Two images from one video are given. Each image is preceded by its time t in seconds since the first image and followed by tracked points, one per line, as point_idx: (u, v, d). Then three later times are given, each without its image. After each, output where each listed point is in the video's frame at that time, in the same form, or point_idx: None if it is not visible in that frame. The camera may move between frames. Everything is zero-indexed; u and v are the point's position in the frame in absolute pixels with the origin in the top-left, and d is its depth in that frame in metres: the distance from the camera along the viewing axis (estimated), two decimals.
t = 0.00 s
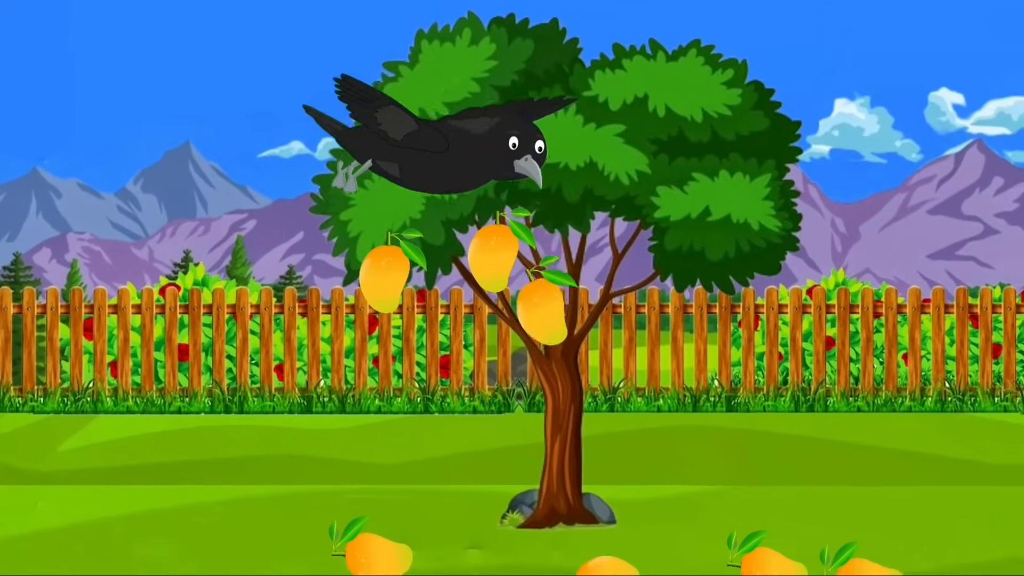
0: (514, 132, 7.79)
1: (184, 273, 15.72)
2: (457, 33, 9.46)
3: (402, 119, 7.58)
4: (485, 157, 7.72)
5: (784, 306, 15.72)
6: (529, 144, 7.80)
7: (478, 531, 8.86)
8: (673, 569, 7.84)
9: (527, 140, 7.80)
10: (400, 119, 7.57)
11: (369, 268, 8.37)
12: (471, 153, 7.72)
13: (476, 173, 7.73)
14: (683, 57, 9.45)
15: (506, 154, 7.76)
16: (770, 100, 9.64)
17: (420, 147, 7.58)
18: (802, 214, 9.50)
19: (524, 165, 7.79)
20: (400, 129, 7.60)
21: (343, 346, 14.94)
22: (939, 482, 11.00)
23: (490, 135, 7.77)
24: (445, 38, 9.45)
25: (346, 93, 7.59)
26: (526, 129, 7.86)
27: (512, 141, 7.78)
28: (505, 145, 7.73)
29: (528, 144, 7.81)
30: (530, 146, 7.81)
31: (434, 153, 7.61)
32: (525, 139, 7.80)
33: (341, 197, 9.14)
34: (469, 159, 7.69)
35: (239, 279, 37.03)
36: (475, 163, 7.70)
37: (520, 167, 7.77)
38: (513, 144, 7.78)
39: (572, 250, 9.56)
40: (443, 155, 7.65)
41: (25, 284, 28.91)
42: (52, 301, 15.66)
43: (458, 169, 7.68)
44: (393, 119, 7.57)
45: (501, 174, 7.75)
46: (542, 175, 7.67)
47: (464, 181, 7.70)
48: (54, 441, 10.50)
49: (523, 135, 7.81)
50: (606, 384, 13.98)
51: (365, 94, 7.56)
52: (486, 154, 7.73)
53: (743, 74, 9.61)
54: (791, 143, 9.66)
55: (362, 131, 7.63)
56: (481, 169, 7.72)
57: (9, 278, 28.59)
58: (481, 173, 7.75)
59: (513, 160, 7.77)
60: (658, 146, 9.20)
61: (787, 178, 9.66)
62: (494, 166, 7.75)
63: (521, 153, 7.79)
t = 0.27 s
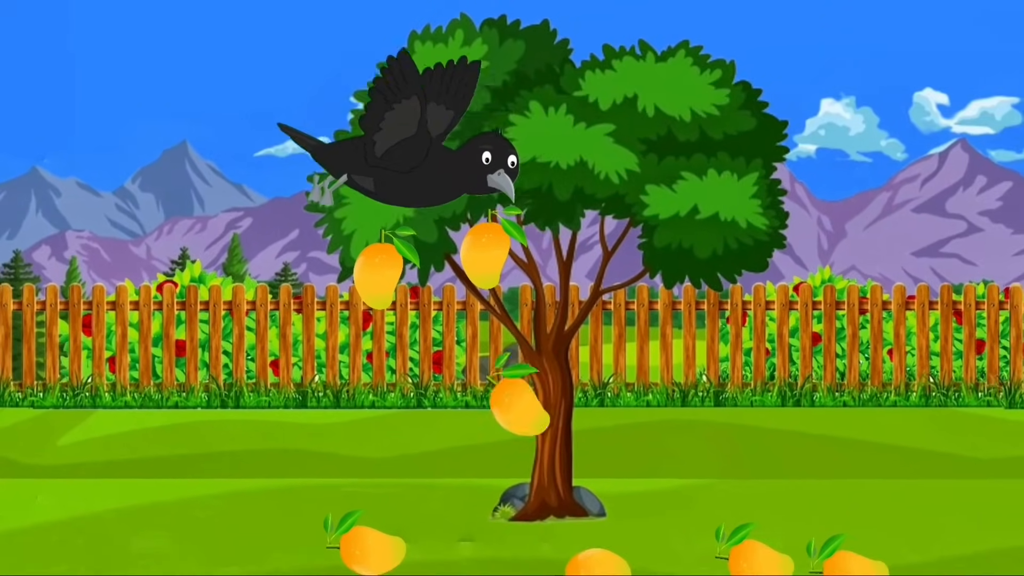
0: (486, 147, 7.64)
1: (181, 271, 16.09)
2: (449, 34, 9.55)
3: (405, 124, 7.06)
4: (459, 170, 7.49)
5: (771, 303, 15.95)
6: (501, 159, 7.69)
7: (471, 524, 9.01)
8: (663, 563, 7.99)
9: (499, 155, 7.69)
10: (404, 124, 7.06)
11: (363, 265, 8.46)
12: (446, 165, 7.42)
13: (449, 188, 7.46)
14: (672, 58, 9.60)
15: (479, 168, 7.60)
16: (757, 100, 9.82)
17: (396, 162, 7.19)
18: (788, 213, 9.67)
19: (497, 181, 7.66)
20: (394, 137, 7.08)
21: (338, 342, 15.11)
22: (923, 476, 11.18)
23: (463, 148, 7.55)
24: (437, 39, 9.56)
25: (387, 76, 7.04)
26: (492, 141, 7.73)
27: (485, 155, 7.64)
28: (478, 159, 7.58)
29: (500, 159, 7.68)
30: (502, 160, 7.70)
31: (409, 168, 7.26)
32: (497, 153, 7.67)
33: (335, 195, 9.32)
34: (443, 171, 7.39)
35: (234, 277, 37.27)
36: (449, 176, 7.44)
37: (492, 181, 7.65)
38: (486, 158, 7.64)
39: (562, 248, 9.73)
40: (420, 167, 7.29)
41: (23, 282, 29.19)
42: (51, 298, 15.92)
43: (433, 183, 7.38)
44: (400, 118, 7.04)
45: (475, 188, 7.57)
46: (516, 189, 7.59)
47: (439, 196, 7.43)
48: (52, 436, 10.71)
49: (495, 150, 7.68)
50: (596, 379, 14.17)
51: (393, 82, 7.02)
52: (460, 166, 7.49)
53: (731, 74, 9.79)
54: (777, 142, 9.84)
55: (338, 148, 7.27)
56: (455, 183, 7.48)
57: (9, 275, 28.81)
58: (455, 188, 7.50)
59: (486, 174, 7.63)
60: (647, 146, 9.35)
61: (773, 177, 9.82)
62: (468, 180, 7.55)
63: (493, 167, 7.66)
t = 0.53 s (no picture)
0: (461, 161, 7.64)
1: (178, 268, 16.56)
2: (442, 35, 9.77)
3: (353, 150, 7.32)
4: (432, 185, 7.54)
5: (758, 299, 16.29)
6: (476, 173, 7.66)
7: (462, 516, 9.19)
8: (650, 554, 8.18)
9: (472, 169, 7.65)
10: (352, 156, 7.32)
11: (357, 262, 8.61)
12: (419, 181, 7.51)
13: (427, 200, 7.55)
14: (661, 59, 9.77)
15: (453, 182, 7.59)
16: (745, 100, 9.98)
17: (372, 176, 7.34)
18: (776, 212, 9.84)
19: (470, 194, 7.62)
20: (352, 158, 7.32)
21: (333, 338, 15.69)
22: (907, 469, 11.41)
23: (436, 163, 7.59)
24: (430, 40, 9.78)
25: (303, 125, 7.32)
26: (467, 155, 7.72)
27: (460, 169, 7.64)
28: (452, 174, 7.58)
29: (473, 172, 7.66)
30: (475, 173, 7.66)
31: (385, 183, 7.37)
32: (472, 167, 7.66)
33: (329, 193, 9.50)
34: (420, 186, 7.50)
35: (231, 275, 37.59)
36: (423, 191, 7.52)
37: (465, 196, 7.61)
38: (460, 172, 7.63)
39: (553, 245, 9.89)
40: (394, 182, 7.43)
41: (24, 279, 29.56)
42: (51, 295, 16.41)
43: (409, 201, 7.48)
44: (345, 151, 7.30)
45: (449, 203, 7.57)
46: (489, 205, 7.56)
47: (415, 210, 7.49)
48: (52, 430, 10.95)
49: (470, 164, 7.68)
50: (587, 375, 14.38)
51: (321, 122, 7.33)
52: (434, 181, 7.54)
53: (719, 75, 9.95)
54: (765, 143, 10.00)
55: (313, 159, 7.32)
56: (429, 198, 7.54)
57: (9, 273, 29.22)
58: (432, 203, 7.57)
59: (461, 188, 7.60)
60: (637, 145, 9.51)
61: (761, 176, 9.99)
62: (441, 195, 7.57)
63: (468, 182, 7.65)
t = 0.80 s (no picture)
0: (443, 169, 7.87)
1: (175, 265, 16.81)
2: (435, 36, 9.92)
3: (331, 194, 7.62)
4: (414, 196, 7.81)
5: (746, 296, 16.50)
6: (457, 180, 7.87)
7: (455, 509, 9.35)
8: (639, 545, 8.34)
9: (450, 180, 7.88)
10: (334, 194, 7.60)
11: (352, 260, 8.76)
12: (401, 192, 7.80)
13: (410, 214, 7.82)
14: (651, 59, 9.92)
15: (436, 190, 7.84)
16: (733, 100, 10.15)
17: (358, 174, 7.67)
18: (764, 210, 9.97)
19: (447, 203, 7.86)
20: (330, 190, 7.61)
21: (327, 334, 15.95)
22: (893, 463, 11.61)
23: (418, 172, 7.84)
24: (423, 41, 9.94)
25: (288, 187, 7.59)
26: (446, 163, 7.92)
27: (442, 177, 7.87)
28: (434, 182, 7.81)
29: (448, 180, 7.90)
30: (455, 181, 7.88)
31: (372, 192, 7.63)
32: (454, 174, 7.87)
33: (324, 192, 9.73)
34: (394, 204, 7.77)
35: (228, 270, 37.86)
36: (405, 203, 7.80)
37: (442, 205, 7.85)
38: (442, 180, 7.85)
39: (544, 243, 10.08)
40: (375, 202, 7.71)
41: (23, 277, 29.80)
42: (50, 291, 16.70)
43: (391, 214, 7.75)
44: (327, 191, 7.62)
45: (432, 210, 7.82)
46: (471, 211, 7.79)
47: (400, 223, 7.76)
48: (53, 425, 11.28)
49: (452, 171, 7.89)
50: (577, 370, 14.55)
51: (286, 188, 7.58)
52: (417, 191, 7.81)
53: (708, 75, 10.11)
54: (753, 141, 10.15)
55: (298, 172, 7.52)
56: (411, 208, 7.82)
57: (9, 270, 29.61)
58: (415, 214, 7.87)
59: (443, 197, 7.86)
60: (627, 144, 9.67)
61: (749, 175, 10.15)
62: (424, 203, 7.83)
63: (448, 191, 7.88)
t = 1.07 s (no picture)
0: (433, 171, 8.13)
1: (173, 262, 17.16)
2: (428, 37, 10.09)
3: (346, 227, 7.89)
4: (405, 198, 8.05)
5: (734, 293, 16.73)
6: (448, 180, 8.14)
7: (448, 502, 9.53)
8: (628, 537, 8.52)
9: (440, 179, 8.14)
10: (350, 223, 7.89)
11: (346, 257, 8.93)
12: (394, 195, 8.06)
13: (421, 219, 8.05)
14: (641, 60, 10.09)
15: (428, 191, 8.08)
16: (721, 100, 10.32)
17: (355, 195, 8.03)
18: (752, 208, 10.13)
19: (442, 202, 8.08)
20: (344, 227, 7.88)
21: (323, 330, 16.17)
22: (878, 456, 11.83)
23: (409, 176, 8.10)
24: (417, 41, 10.11)
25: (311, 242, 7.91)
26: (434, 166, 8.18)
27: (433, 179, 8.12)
28: (425, 183, 8.07)
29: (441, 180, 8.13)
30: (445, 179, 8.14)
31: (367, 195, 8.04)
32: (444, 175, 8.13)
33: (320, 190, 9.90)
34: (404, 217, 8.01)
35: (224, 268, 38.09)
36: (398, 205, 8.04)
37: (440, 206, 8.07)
38: (432, 181, 8.12)
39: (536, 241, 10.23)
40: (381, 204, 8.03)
41: (22, 274, 30.07)
42: (50, 288, 16.93)
43: (391, 220, 7.98)
44: (344, 228, 7.89)
45: (426, 211, 8.06)
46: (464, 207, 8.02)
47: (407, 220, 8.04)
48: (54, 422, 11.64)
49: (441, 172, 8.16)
50: (568, 366, 14.77)
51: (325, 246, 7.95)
52: (408, 194, 8.06)
53: (697, 75, 10.28)
54: (741, 140, 10.31)
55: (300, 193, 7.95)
56: (404, 210, 8.06)
57: (9, 267, 29.99)
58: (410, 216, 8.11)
59: (435, 197, 8.08)
60: (617, 143, 9.84)
61: (738, 174, 10.33)
62: (416, 204, 8.06)
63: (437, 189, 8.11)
